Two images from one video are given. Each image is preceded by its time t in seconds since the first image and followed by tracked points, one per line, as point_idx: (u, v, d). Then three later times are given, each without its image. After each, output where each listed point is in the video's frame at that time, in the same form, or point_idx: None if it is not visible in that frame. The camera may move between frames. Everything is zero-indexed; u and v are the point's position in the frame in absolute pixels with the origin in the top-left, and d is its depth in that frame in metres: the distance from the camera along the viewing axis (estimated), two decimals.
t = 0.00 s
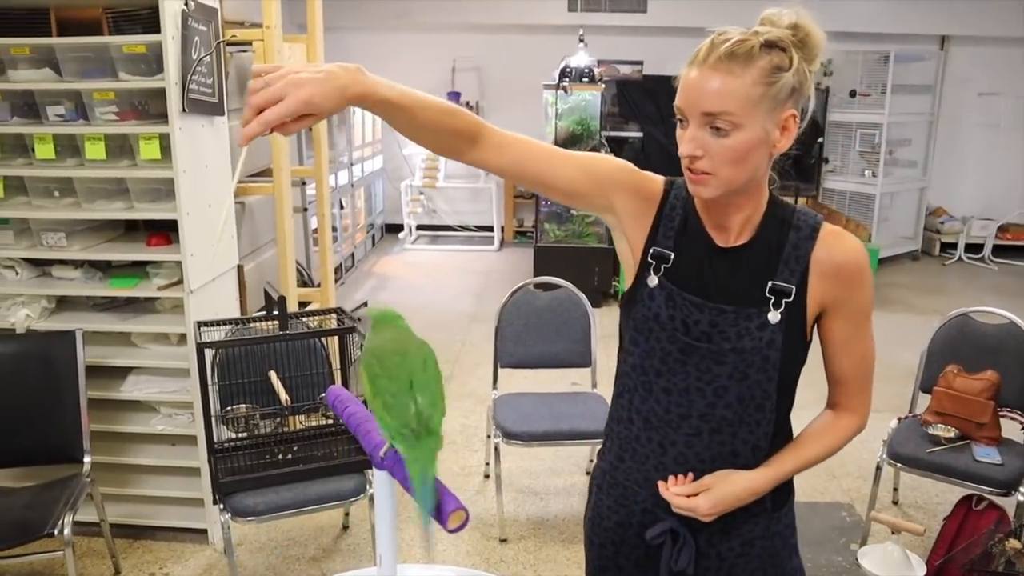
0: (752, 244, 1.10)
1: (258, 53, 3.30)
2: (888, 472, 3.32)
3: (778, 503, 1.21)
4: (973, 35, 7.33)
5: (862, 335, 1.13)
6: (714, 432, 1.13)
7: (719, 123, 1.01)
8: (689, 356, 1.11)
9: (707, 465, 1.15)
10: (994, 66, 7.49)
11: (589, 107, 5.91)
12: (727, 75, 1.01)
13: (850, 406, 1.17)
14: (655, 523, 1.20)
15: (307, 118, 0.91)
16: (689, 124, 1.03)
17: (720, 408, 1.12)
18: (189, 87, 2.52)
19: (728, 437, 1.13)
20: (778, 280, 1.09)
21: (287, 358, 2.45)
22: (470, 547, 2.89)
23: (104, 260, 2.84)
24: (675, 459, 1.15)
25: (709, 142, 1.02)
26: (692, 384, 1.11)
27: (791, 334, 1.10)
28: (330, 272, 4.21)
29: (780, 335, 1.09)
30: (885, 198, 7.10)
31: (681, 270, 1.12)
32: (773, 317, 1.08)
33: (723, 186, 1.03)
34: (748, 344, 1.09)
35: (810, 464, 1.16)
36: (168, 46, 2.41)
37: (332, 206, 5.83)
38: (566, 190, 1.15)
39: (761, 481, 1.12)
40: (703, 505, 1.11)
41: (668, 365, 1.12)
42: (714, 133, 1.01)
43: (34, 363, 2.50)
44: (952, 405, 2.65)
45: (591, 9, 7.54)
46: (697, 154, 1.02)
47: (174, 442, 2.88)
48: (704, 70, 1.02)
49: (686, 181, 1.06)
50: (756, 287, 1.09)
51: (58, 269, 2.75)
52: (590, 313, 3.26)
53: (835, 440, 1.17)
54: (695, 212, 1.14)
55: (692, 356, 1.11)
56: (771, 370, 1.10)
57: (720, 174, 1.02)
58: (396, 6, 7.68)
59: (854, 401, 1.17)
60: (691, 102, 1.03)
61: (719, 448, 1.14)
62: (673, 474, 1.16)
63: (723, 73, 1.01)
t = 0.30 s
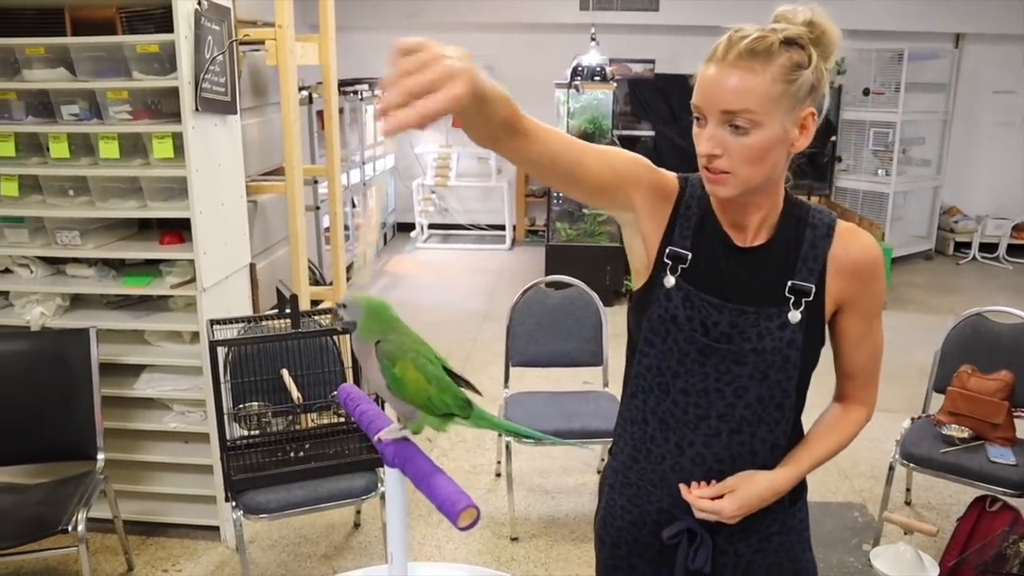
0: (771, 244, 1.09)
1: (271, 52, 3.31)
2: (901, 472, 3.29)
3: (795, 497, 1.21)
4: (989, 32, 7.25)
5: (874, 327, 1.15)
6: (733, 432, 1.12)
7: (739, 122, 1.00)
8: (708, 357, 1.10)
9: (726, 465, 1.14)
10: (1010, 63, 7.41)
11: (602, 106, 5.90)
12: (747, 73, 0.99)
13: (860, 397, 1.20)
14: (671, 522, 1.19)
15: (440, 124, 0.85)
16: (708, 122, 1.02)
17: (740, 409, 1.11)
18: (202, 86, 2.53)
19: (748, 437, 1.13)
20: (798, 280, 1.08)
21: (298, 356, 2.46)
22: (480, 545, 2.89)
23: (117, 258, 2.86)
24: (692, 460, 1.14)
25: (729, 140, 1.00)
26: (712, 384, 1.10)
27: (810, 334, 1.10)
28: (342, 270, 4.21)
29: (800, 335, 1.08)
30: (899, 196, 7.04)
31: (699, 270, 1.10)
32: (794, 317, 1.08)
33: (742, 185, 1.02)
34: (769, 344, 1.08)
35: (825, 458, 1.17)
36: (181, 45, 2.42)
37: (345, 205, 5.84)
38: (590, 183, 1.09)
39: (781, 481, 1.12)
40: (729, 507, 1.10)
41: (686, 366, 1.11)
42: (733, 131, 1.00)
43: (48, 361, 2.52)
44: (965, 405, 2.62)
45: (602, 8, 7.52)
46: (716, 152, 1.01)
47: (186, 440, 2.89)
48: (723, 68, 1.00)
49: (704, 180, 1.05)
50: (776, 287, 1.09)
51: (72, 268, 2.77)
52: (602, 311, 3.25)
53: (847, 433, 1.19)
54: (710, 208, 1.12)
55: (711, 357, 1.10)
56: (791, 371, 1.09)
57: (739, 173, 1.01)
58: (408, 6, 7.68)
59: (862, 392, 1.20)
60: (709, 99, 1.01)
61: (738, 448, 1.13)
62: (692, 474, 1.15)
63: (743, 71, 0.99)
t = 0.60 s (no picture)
0: (813, 243, 1.07)
1: (283, 51, 3.32)
2: (915, 474, 3.26)
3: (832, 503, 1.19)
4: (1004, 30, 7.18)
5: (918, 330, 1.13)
6: (771, 432, 1.11)
7: (786, 120, 0.99)
8: (747, 355, 1.09)
9: (762, 465, 1.13)
10: None
11: (613, 105, 5.88)
12: (793, 72, 0.98)
13: (901, 404, 1.18)
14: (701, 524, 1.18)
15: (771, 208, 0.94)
16: (756, 121, 1.02)
17: (778, 409, 1.09)
18: (215, 86, 2.54)
19: (785, 438, 1.11)
20: (840, 280, 1.07)
21: (309, 355, 2.46)
22: (491, 545, 2.88)
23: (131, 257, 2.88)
24: (728, 459, 1.13)
25: (777, 139, 1.00)
26: (750, 383, 1.09)
27: (852, 336, 1.08)
28: (353, 269, 4.21)
29: (841, 336, 1.07)
30: (912, 196, 6.98)
31: (742, 269, 1.09)
32: (836, 317, 1.06)
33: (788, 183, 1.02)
34: (809, 344, 1.07)
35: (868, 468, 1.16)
36: (194, 45, 2.43)
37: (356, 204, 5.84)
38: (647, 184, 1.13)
39: (826, 492, 1.11)
40: (777, 524, 1.09)
41: (724, 363, 1.10)
42: (780, 130, 1.00)
43: (61, 359, 2.54)
44: (979, 405, 2.60)
45: (614, 7, 7.51)
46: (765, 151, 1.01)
47: (198, 437, 2.91)
48: (770, 67, 1.00)
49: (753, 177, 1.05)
50: (819, 285, 1.07)
51: (87, 266, 2.81)
52: (613, 311, 3.24)
53: (890, 442, 1.17)
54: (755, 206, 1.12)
55: (750, 355, 1.09)
56: (831, 372, 1.08)
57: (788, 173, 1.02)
58: (419, 6, 7.70)
59: (905, 400, 1.18)
60: (757, 98, 1.00)
61: (774, 449, 1.12)
62: (726, 474, 1.14)
63: (791, 71, 0.98)
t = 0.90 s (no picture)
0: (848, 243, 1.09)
1: (292, 51, 3.32)
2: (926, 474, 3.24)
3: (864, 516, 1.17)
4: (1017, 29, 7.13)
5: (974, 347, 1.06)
6: (800, 431, 1.12)
7: (832, 118, 1.00)
8: (777, 352, 1.11)
9: (792, 463, 1.14)
10: None
11: (622, 104, 5.86)
12: (841, 71, 0.99)
13: (955, 427, 1.10)
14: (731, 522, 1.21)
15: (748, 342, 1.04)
16: (801, 119, 1.02)
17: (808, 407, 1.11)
18: (224, 86, 2.55)
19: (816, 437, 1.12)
20: (875, 281, 1.06)
21: (318, 354, 2.47)
22: (499, 544, 2.88)
23: (141, 256, 2.89)
24: (758, 456, 1.15)
25: (822, 137, 1.00)
26: (780, 380, 1.12)
27: (887, 338, 1.06)
28: (362, 268, 4.21)
29: (872, 337, 1.06)
30: (923, 195, 6.93)
31: (776, 270, 1.14)
32: (866, 319, 1.06)
33: (829, 182, 1.02)
34: (839, 343, 1.07)
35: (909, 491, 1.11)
36: (204, 45, 2.44)
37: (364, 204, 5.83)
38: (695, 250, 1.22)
39: (853, 510, 1.09)
40: (797, 543, 1.09)
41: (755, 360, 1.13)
42: (825, 128, 1.00)
43: (71, 357, 2.55)
44: (993, 407, 2.55)
45: (623, 6, 7.50)
46: (808, 148, 1.01)
47: (207, 436, 2.92)
48: (818, 65, 1.01)
49: (794, 177, 1.05)
50: (853, 285, 1.08)
51: (98, 265, 2.83)
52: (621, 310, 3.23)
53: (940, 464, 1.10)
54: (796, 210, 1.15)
55: (780, 352, 1.11)
56: (861, 373, 1.07)
57: (831, 172, 1.02)
58: (428, 6, 7.70)
59: (961, 421, 1.09)
60: (804, 96, 1.01)
61: (805, 447, 1.13)
62: (757, 471, 1.16)
63: (838, 69, 0.99)
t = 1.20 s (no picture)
0: (833, 237, 1.10)
1: (297, 51, 3.32)
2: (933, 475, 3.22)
3: (868, 517, 1.17)
4: None
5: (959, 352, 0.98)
6: (793, 428, 1.15)
7: (830, 117, 1.00)
8: (768, 350, 1.14)
9: (787, 462, 1.17)
10: None
11: (627, 104, 5.87)
12: (843, 71, 0.99)
13: (926, 440, 1.01)
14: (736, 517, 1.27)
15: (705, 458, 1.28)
16: (800, 115, 1.03)
17: (797, 404, 1.13)
18: (230, 85, 2.55)
19: (807, 435, 1.14)
20: (854, 278, 1.06)
21: (322, 354, 2.46)
22: (504, 544, 2.88)
23: (147, 256, 2.90)
24: (756, 453, 1.20)
25: (819, 134, 1.01)
26: (772, 377, 1.15)
27: (867, 336, 1.05)
28: (367, 268, 4.21)
29: (851, 334, 1.06)
30: (930, 195, 6.90)
31: (768, 270, 1.18)
32: (844, 315, 1.06)
33: (822, 180, 1.03)
34: (818, 340, 1.08)
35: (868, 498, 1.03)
36: (210, 45, 2.45)
37: (370, 204, 5.83)
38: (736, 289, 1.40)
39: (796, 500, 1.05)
40: (729, 525, 1.06)
41: (750, 357, 1.18)
42: (822, 127, 1.01)
43: (77, 356, 2.56)
44: (1001, 407, 2.54)
45: (628, 6, 7.49)
46: (804, 144, 1.02)
47: (213, 435, 2.93)
48: (820, 63, 1.01)
49: (788, 171, 1.06)
50: (833, 283, 1.08)
51: (104, 264, 2.84)
52: (626, 309, 3.23)
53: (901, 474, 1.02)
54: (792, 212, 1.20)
55: (771, 350, 1.14)
56: (842, 370, 1.07)
57: (826, 170, 1.02)
58: (434, 5, 7.70)
59: (931, 433, 1.00)
60: (805, 92, 1.01)
61: (798, 445, 1.15)
62: (757, 469, 1.21)
63: (841, 69, 0.99)
